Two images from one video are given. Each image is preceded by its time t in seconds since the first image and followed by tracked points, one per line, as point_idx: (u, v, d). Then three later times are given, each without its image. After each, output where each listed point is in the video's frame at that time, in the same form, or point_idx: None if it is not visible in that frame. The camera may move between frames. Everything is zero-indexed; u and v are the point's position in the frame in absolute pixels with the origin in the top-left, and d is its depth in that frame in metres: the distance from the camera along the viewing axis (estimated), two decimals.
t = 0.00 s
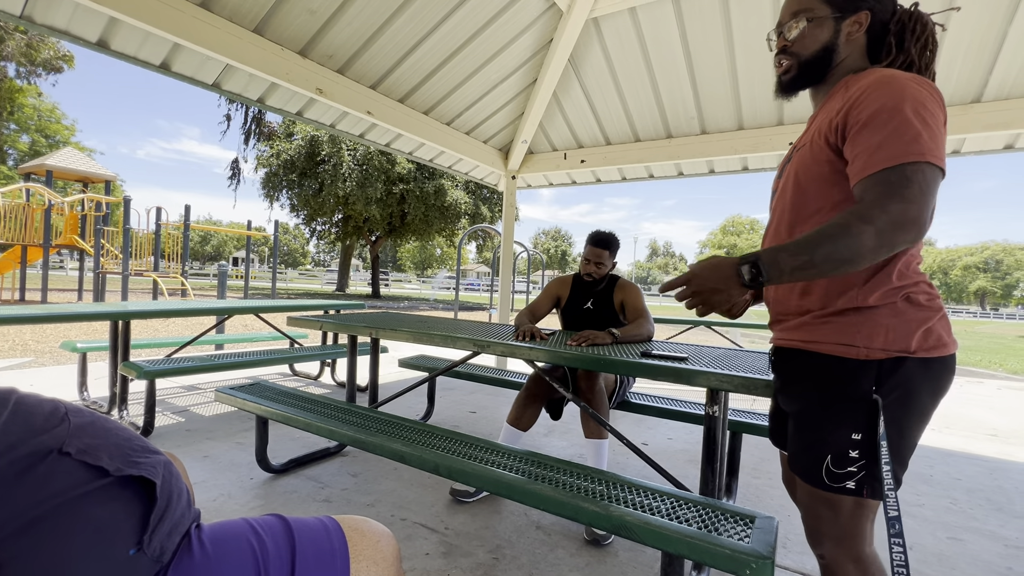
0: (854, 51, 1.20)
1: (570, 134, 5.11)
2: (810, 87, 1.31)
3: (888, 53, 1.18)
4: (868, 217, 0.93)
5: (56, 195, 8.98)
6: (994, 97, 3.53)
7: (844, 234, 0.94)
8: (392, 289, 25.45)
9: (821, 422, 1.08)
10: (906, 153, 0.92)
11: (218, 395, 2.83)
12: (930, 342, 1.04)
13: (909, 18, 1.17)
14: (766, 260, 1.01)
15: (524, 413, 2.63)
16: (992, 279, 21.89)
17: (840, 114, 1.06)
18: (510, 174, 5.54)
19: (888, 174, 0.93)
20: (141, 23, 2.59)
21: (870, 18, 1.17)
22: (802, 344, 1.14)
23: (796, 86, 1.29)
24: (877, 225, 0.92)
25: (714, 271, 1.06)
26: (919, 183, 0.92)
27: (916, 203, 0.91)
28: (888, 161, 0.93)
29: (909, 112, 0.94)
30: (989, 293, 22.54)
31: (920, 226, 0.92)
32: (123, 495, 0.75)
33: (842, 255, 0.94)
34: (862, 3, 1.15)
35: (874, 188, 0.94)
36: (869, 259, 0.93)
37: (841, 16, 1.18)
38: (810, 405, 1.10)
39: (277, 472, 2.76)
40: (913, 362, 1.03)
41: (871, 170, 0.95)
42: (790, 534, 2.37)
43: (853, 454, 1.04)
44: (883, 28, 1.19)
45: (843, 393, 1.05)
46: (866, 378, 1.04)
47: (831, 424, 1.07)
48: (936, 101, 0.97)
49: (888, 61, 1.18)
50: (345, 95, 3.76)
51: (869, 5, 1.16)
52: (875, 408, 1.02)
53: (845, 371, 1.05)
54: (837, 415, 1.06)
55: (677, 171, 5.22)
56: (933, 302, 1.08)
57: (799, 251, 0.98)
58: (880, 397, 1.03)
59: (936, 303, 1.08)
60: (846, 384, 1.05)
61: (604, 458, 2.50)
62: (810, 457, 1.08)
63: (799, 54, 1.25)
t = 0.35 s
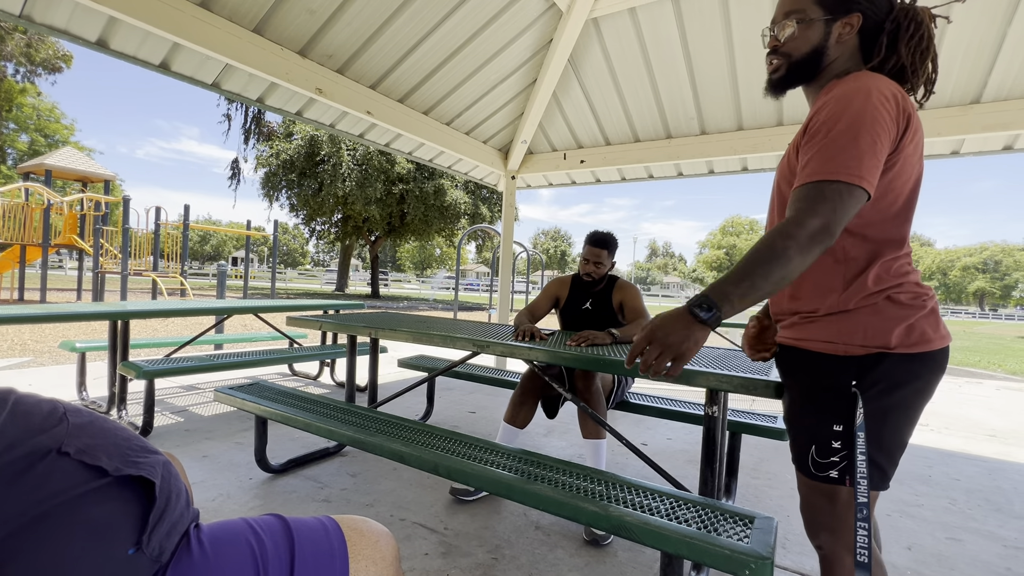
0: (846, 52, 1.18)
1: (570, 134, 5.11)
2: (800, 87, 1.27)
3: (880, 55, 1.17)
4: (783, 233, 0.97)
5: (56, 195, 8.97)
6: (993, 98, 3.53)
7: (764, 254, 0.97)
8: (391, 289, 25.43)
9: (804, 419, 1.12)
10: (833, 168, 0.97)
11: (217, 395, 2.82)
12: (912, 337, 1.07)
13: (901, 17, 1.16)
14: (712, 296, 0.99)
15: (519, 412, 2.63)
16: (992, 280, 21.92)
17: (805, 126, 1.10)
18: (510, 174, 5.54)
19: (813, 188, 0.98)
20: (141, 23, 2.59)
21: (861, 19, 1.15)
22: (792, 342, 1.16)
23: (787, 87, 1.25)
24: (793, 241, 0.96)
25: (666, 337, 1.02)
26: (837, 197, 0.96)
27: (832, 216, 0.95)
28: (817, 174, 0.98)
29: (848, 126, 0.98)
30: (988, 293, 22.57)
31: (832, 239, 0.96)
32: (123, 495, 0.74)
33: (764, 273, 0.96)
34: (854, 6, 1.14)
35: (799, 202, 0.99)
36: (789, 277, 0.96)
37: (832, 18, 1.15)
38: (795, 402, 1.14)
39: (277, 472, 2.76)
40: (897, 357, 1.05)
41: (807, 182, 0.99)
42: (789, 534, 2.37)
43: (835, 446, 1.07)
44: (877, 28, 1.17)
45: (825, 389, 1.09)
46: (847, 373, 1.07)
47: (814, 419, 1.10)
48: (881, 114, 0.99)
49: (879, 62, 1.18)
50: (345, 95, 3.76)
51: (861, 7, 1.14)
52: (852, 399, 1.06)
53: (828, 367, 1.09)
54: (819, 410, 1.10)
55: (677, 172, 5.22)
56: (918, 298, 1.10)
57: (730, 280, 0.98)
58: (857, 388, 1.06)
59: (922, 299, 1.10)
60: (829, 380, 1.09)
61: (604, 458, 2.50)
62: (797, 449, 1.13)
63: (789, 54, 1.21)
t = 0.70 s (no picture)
0: (859, 78, 1.26)
1: (570, 134, 5.11)
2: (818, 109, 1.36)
3: (892, 81, 1.25)
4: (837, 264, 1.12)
5: (56, 195, 8.95)
6: (993, 98, 3.53)
7: (825, 294, 1.12)
8: (391, 289, 25.43)
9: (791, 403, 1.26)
10: (861, 198, 1.10)
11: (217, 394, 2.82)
12: (895, 335, 1.15)
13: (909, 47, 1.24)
14: (800, 350, 1.15)
15: (522, 413, 2.62)
16: (992, 280, 21.93)
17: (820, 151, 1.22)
18: (510, 174, 5.55)
19: (850, 217, 1.11)
20: (141, 22, 2.59)
21: (874, 48, 1.24)
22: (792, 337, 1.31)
23: (806, 108, 1.34)
24: (843, 273, 1.11)
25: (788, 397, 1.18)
26: (868, 223, 1.09)
27: (871, 241, 1.09)
28: (847, 204, 1.12)
29: (866, 156, 1.11)
30: (987, 293, 22.57)
31: (880, 260, 1.09)
32: (123, 495, 0.74)
33: (828, 307, 1.12)
34: (868, 35, 1.23)
35: (837, 232, 1.13)
36: (855, 308, 1.11)
37: (848, 47, 1.24)
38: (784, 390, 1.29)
39: (277, 472, 2.76)
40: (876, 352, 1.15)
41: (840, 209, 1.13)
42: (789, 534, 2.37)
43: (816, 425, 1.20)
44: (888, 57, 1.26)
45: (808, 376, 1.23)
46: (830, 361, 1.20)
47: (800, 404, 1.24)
48: (894, 138, 1.11)
49: (889, 87, 1.26)
50: (345, 95, 3.76)
51: (874, 37, 1.23)
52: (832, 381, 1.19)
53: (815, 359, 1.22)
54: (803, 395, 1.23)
55: (677, 172, 5.21)
56: (904, 302, 1.18)
57: (811, 332, 1.13)
58: (838, 370, 1.19)
59: (908, 301, 1.19)
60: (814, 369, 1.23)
61: (604, 457, 2.50)
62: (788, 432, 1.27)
63: (809, 78, 1.30)
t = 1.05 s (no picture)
0: (860, 104, 1.35)
1: (570, 134, 5.11)
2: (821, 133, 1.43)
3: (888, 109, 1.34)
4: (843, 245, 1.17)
5: (56, 195, 8.94)
6: (993, 97, 3.53)
7: (828, 269, 1.17)
8: (391, 290, 25.44)
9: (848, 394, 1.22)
10: (873, 187, 1.16)
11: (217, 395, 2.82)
12: (939, 332, 1.20)
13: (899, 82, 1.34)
14: (799, 314, 1.19)
15: (522, 413, 2.62)
16: (992, 280, 21.93)
17: (834, 152, 1.29)
18: (510, 174, 5.55)
19: (860, 206, 1.17)
20: (140, 22, 2.59)
21: (871, 79, 1.34)
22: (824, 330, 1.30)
23: (813, 133, 1.41)
24: (849, 252, 1.16)
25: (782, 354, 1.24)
26: (878, 210, 1.15)
27: (878, 226, 1.15)
28: (860, 194, 1.18)
29: (874, 151, 1.18)
30: (987, 293, 22.57)
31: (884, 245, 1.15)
32: (123, 495, 0.74)
33: (829, 282, 1.17)
34: (866, 66, 1.32)
35: (848, 218, 1.19)
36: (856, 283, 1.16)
37: (850, 75, 1.33)
38: (837, 383, 1.24)
39: (277, 472, 2.76)
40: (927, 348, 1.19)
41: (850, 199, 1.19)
42: (789, 533, 2.37)
43: (880, 421, 1.17)
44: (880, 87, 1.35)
45: (871, 370, 1.20)
46: (891, 357, 1.19)
47: (857, 396, 1.21)
48: (907, 141, 1.18)
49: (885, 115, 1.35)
50: (345, 95, 3.76)
51: (870, 70, 1.34)
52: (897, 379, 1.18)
53: (874, 353, 1.20)
54: (867, 388, 1.20)
55: (677, 171, 5.21)
56: (939, 299, 1.24)
57: (811, 297, 1.18)
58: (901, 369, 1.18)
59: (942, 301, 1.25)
60: (877, 364, 1.20)
61: (604, 457, 2.49)
62: (844, 427, 1.21)
63: (817, 102, 1.37)
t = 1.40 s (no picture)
0: (877, 111, 1.33)
1: (570, 133, 5.11)
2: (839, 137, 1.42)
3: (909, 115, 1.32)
4: (915, 239, 1.08)
5: (55, 195, 8.92)
6: (993, 96, 3.53)
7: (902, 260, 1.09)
8: (391, 289, 25.44)
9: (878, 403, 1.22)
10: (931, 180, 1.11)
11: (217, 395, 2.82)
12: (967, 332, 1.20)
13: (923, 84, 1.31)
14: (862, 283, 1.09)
15: (523, 413, 2.61)
16: (992, 279, 21.94)
17: (874, 148, 1.23)
18: (510, 174, 5.55)
19: (927, 200, 1.10)
20: (141, 22, 2.59)
21: (889, 85, 1.31)
22: (863, 335, 1.26)
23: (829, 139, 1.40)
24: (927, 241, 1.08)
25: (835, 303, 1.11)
26: (950, 201, 1.09)
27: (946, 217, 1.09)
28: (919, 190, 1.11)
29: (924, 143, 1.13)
30: (987, 292, 22.58)
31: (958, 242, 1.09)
32: (124, 495, 0.74)
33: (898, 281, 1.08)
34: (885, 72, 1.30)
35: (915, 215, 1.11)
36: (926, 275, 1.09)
37: (867, 83, 1.31)
38: (867, 388, 1.24)
39: (277, 472, 2.76)
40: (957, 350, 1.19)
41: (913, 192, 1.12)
42: (790, 533, 2.37)
43: (917, 424, 1.17)
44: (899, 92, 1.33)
45: (901, 375, 1.20)
46: (927, 362, 1.19)
47: (893, 400, 1.20)
48: (953, 137, 1.15)
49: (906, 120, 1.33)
50: (344, 94, 3.75)
51: (889, 76, 1.31)
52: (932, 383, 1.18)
53: (909, 355, 1.20)
54: (901, 391, 1.20)
55: (676, 171, 5.21)
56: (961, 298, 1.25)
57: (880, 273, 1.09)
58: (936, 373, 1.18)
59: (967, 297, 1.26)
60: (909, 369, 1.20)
61: (605, 457, 2.49)
62: (877, 430, 1.21)
63: (833, 109, 1.36)
